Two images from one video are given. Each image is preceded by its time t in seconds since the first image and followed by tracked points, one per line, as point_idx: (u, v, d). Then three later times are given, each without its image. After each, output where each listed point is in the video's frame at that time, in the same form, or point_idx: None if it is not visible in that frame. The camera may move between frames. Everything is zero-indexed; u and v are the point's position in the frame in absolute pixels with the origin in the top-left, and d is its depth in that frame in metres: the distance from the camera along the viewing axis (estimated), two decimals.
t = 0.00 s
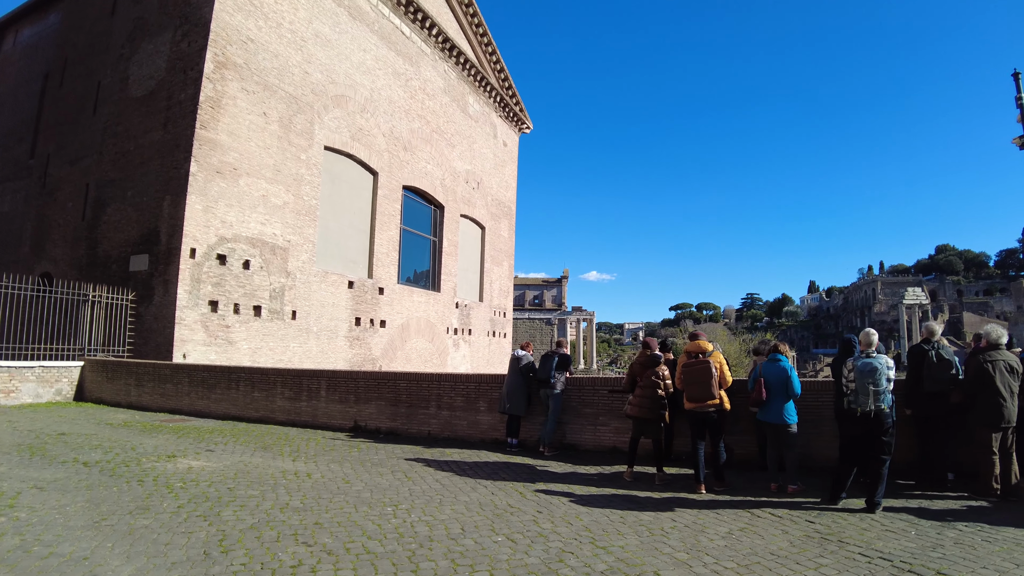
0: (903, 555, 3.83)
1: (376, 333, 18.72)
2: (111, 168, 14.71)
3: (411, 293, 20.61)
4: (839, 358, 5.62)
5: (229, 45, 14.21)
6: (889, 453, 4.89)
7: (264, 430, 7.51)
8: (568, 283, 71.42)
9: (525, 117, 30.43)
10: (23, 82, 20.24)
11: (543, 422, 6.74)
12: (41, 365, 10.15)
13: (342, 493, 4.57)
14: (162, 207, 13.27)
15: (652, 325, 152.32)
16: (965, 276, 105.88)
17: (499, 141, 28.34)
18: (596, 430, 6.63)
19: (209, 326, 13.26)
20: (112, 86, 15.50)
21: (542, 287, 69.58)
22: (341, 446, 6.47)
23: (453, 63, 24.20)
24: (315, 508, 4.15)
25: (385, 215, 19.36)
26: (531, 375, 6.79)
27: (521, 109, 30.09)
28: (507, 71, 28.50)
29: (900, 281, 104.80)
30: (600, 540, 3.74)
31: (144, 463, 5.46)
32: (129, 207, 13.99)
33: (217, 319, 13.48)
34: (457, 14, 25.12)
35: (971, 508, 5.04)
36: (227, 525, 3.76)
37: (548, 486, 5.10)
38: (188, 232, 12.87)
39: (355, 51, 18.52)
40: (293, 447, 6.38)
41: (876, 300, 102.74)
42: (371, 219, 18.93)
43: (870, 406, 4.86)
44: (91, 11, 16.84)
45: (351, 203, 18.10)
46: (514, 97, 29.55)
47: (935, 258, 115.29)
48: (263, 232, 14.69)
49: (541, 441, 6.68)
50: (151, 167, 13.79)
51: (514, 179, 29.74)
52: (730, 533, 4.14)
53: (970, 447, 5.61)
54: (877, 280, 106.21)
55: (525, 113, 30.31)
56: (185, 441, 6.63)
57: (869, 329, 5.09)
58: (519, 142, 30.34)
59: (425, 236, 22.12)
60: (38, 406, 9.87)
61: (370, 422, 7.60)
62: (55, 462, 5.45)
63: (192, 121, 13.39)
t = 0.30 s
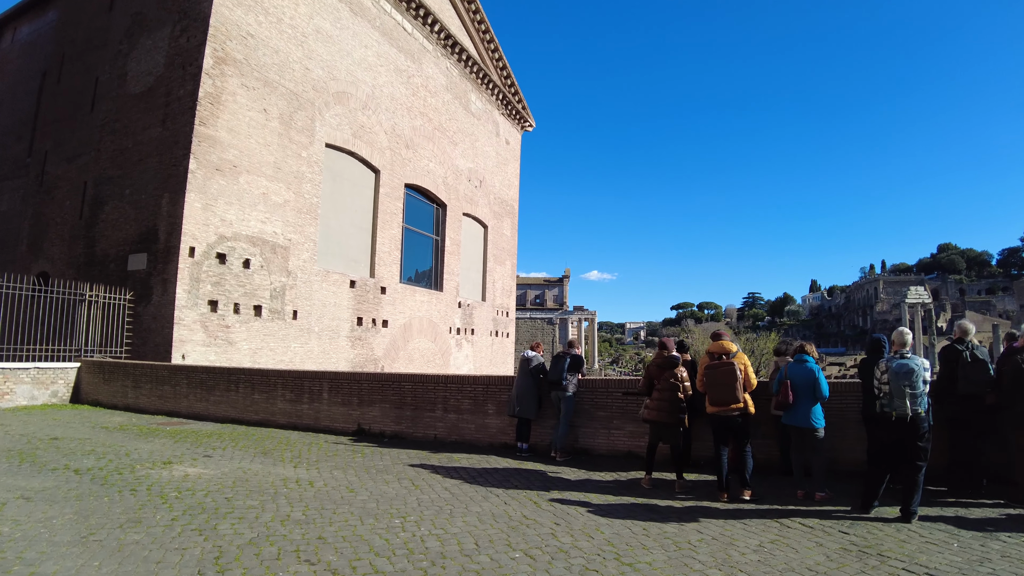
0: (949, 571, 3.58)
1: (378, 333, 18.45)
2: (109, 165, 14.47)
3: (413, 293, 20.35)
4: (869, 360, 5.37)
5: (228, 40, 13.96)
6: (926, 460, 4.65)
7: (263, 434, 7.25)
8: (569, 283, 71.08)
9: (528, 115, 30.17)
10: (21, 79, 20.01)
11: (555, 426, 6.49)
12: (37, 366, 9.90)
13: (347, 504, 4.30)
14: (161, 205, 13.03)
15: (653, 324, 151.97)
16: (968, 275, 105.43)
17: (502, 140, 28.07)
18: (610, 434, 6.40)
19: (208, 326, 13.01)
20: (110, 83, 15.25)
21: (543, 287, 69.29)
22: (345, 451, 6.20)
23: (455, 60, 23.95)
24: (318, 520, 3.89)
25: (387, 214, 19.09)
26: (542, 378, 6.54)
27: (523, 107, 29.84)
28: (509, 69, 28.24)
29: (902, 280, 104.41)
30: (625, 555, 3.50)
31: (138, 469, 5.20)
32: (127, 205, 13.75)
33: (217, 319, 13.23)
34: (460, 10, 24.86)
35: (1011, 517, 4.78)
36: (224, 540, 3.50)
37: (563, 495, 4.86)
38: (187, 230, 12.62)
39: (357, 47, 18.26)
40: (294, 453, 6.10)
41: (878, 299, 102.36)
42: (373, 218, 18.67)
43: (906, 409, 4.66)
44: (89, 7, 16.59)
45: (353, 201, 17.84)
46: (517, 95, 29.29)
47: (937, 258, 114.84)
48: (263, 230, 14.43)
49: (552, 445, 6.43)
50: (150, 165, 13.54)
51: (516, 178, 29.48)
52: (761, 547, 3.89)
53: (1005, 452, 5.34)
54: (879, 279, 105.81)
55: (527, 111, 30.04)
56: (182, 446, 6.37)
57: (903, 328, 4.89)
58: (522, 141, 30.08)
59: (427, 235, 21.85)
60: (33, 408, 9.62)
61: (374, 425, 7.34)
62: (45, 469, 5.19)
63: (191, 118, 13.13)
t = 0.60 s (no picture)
0: None
1: (382, 332, 18.23)
2: (110, 163, 14.26)
3: (417, 292, 20.13)
4: (900, 361, 5.22)
5: (231, 35, 13.75)
6: (965, 464, 4.51)
7: (267, 437, 7.03)
8: (571, 282, 70.79)
9: (531, 113, 29.94)
10: (21, 78, 19.82)
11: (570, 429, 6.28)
12: (36, 367, 9.69)
13: (357, 513, 4.08)
14: (162, 203, 12.83)
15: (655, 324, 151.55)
16: (972, 274, 104.97)
17: (506, 138, 27.83)
18: (627, 437, 6.22)
19: (211, 326, 12.80)
20: (110, 79, 15.04)
21: (545, 287, 69.02)
22: (352, 456, 5.98)
23: (459, 58, 23.73)
24: (327, 531, 3.67)
25: (391, 212, 18.87)
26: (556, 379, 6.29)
27: (527, 105, 29.60)
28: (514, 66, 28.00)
29: (906, 279, 103.93)
30: (658, 569, 3.28)
31: (138, 475, 4.98)
32: (128, 204, 13.54)
33: (220, 319, 13.02)
34: (463, 7, 24.62)
35: None
36: (228, 554, 3.28)
37: (583, 503, 4.66)
38: (189, 228, 12.42)
39: (360, 44, 18.04)
40: (300, 457, 5.89)
41: (882, 299, 101.90)
42: (377, 216, 18.45)
43: (948, 412, 4.48)
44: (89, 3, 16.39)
45: (356, 199, 17.62)
46: (521, 93, 29.06)
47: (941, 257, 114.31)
48: (266, 229, 14.22)
49: (568, 449, 6.22)
50: (151, 162, 13.34)
51: (521, 176, 29.24)
52: (799, 559, 3.67)
53: None
54: (883, 278, 105.35)
55: (531, 109, 29.81)
56: (183, 450, 6.15)
57: (940, 327, 4.68)
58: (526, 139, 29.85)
59: (431, 234, 21.62)
60: (32, 410, 9.42)
61: (381, 428, 7.11)
62: (40, 475, 4.97)
63: (193, 114, 12.91)
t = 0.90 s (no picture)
0: None
1: (388, 333, 18.00)
2: (113, 161, 14.08)
3: (423, 292, 19.90)
4: (936, 365, 4.92)
5: (236, 32, 13.56)
6: (1015, 475, 4.22)
7: (274, 442, 6.80)
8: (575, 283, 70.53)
9: (537, 112, 29.71)
10: (25, 76, 19.67)
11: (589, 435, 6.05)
12: (36, 368, 9.49)
13: (371, 527, 3.83)
14: (166, 202, 12.63)
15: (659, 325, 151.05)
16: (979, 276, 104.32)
17: (512, 137, 27.60)
18: (648, 444, 6.02)
19: (215, 326, 12.59)
20: (114, 77, 14.87)
21: (549, 287, 68.75)
22: (362, 462, 5.74)
23: (466, 56, 23.51)
24: (340, 547, 3.42)
25: (397, 212, 18.66)
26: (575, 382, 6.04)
27: (534, 104, 29.39)
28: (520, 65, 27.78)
29: (912, 281, 103.32)
30: None
31: (139, 483, 4.74)
32: (131, 202, 13.35)
33: (224, 320, 12.81)
34: (470, 6, 24.41)
35: None
36: (234, 573, 3.03)
37: (609, 514, 4.42)
38: (194, 227, 12.21)
39: (367, 42, 17.84)
40: (308, 463, 5.65)
41: (887, 300, 101.31)
42: (383, 216, 18.24)
43: (997, 419, 4.22)
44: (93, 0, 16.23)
45: (362, 199, 17.40)
46: (527, 92, 28.84)
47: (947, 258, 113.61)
48: (271, 228, 14.01)
49: (587, 456, 6.02)
50: (155, 160, 13.15)
51: (527, 176, 28.99)
52: None
53: None
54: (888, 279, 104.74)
55: (537, 108, 29.59)
56: (187, 456, 5.92)
57: (988, 328, 4.42)
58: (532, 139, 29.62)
59: (437, 234, 21.39)
60: (32, 412, 9.21)
61: (391, 433, 6.87)
62: (37, 483, 4.74)
63: (197, 111, 12.72)
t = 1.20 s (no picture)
0: None
1: (392, 333, 17.78)
2: (114, 159, 13.88)
3: (428, 292, 19.68)
4: (972, 363, 4.70)
5: (238, 28, 13.35)
6: None
7: (277, 445, 6.57)
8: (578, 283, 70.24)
9: (542, 110, 29.48)
10: (26, 75, 19.52)
11: (605, 438, 5.82)
12: (35, 368, 9.29)
13: (380, 538, 3.60)
14: (167, 199, 12.43)
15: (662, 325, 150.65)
16: (983, 276, 103.83)
17: (516, 136, 27.36)
18: (667, 447, 5.90)
19: (217, 326, 12.37)
20: (115, 74, 14.68)
21: (552, 288, 68.46)
22: (368, 467, 5.50)
23: (470, 54, 23.29)
24: (348, 560, 3.19)
25: (401, 210, 18.44)
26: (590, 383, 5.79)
27: (538, 103, 29.16)
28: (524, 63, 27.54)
29: (916, 280, 102.89)
30: None
31: (135, 490, 4.51)
32: (132, 200, 13.15)
33: (226, 319, 12.59)
34: (473, 3, 24.18)
35: None
36: None
37: (632, 524, 4.21)
38: (195, 225, 12.00)
39: (370, 38, 17.62)
40: (313, 468, 5.42)
41: (891, 300, 100.85)
42: (387, 215, 18.01)
43: None
44: None
45: (366, 197, 17.19)
46: (531, 91, 28.61)
47: (952, 258, 113.04)
48: (274, 226, 13.80)
49: (603, 460, 5.79)
50: (156, 157, 12.94)
51: (531, 175, 28.75)
52: None
53: None
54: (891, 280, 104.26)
55: (542, 106, 29.35)
56: (187, 459, 5.69)
57: None
58: (536, 137, 29.39)
59: (441, 233, 21.17)
60: (30, 413, 9.00)
61: (398, 435, 6.64)
62: (29, 489, 4.52)
63: (199, 108, 12.50)
